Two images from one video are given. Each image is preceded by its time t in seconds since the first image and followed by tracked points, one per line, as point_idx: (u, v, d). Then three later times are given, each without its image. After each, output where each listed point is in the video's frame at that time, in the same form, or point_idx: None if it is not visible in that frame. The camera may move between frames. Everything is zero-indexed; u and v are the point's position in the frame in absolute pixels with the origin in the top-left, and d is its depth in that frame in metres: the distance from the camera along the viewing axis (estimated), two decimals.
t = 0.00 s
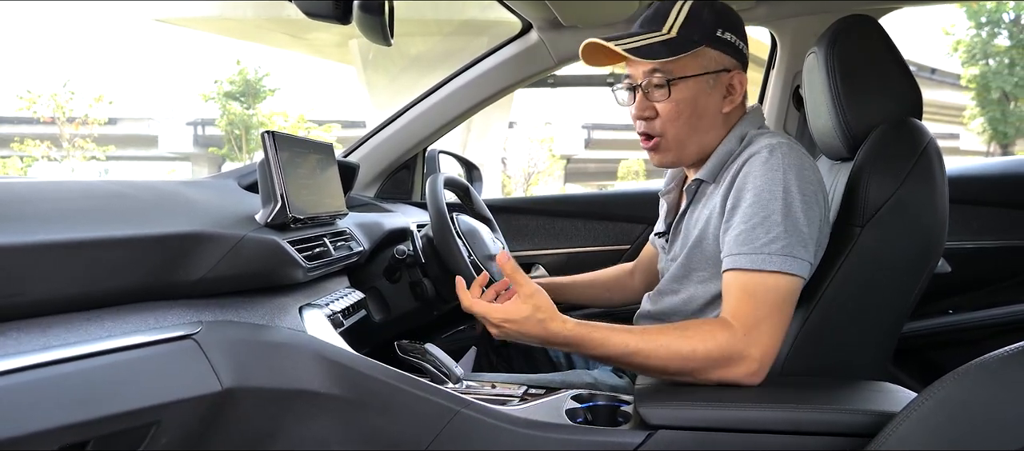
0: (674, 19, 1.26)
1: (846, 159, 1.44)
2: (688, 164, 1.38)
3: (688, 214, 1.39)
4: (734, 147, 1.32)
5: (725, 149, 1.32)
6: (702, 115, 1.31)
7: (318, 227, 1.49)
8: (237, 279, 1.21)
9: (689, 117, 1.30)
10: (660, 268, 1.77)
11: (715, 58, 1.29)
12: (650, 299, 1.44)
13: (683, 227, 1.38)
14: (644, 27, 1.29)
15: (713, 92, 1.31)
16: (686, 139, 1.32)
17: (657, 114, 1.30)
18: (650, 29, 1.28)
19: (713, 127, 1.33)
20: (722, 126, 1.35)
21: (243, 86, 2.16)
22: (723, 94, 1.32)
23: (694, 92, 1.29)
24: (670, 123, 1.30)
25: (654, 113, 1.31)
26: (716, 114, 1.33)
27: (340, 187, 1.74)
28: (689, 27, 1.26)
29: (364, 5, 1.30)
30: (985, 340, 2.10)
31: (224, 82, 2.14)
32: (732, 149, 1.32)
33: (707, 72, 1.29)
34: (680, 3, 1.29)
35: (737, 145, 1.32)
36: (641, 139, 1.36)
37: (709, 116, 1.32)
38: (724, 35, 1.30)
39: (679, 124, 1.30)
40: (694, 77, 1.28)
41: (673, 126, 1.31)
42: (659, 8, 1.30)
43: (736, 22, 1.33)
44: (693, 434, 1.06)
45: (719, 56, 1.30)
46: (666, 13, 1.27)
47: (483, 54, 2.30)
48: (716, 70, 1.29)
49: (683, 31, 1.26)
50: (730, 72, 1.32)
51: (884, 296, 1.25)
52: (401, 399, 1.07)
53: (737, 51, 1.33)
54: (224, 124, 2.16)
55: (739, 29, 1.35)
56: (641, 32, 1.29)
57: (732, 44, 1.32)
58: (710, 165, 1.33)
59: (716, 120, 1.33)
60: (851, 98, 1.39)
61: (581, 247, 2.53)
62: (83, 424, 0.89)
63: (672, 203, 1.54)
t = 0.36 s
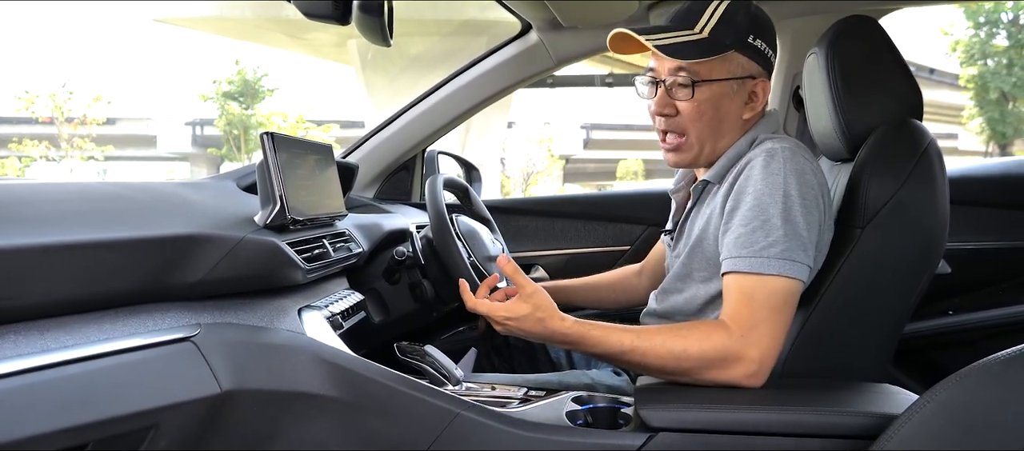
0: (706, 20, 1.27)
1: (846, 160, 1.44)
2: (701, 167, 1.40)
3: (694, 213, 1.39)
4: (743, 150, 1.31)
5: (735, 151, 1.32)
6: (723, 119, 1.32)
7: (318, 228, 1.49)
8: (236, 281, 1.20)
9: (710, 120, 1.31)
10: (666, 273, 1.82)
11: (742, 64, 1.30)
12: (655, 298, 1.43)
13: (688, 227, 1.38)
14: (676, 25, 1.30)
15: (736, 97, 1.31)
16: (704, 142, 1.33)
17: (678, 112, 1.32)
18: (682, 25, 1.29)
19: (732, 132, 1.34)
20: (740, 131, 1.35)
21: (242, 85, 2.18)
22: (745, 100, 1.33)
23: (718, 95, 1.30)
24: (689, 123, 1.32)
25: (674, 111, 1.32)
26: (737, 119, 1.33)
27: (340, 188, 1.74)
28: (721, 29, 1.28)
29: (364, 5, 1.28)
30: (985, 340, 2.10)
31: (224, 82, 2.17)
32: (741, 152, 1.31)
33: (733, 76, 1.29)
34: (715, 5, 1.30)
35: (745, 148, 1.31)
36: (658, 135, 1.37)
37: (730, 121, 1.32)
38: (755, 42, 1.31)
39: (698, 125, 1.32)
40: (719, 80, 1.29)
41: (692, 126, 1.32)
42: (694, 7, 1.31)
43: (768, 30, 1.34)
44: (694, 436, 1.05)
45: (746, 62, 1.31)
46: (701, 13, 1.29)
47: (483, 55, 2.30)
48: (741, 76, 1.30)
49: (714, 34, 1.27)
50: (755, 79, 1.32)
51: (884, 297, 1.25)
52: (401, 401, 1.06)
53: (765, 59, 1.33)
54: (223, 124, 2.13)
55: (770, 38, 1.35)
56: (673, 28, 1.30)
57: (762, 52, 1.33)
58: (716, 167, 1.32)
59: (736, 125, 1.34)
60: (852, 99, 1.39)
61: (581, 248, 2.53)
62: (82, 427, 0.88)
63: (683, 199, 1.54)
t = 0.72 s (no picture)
0: (705, 20, 1.27)
1: (846, 162, 1.44)
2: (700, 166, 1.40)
3: (695, 215, 1.39)
4: (742, 152, 1.31)
5: (733, 153, 1.32)
6: (722, 118, 1.32)
7: (320, 230, 1.49)
8: (237, 284, 1.20)
9: (708, 119, 1.31)
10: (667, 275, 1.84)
11: (740, 64, 1.30)
12: (657, 301, 1.44)
13: (689, 229, 1.38)
14: (675, 25, 1.31)
15: (734, 97, 1.31)
16: (702, 141, 1.34)
17: (676, 111, 1.32)
18: (681, 25, 1.30)
19: (731, 132, 1.34)
20: (738, 131, 1.35)
21: (240, 86, 2.18)
22: (744, 100, 1.33)
23: (717, 94, 1.30)
24: (687, 122, 1.32)
25: (673, 110, 1.32)
26: (735, 120, 1.33)
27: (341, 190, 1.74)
28: (720, 29, 1.28)
29: (364, 6, 1.27)
30: (986, 342, 2.10)
31: (222, 83, 2.16)
32: (740, 154, 1.31)
33: (731, 76, 1.30)
34: (714, 5, 1.30)
35: (745, 151, 1.31)
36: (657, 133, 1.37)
37: (728, 121, 1.33)
38: (754, 42, 1.31)
39: (696, 124, 1.32)
40: (718, 80, 1.29)
41: (691, 125, 1.32)
42: (694, 7, 1.32)
43: (767, 31, 1.34)
44: (696, 439, 1.05)
45: (745, 63, 1.31)
46: (700, 13, 1.29)
47: (483, 56, 2.30)
48: (739, 75, 1.30)
49: (713, 34, 1.27)
50: (754, 79, 1.32)
51: (885, 300, 1.25)
52: (402, 404, 1.06)
53: (764, 60, 1.33)
54: (223, 124, 2.12)
55: (769, 38, 1.35)
56: (673, 27, 1.31)
57: (761, 53, 1.32)
58: (716, 168, 1.32)
59: (734, 125, 1.34)
60: (852, 101, 1.39)
61: (582, 249, 2.53)
62: (83, 431, 0.88)
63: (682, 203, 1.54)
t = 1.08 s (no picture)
0: (708, 23, 1.27)
1: (847, 163, 1.44)
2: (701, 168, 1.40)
3: (696, 217, 1.39)
4: (744, 154, 1.31)
5: (735, 155, 1.32)
6: (724, 121, 1.32)
7: (320, 232, 1.49)
8: (239, 286, 1.20)
9: (710, 122, 1.31)
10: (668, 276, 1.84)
11: (743, 66, 1.30)
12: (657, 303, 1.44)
13: (691, 231, 1.38)
14: (677, 27, 1.31)
15: (737, 100, 1.31)
16: (704, 143, 1.33)
17: (679, 113, 1.32)
18: (684, 27, 1.29)
19: (733, 134, 1.34)
20: (740, 134, 1.35)
21: (239, 85, 2.23)
22: (746, 103, 1.33)
23: (720, 97, 1.30)
24: (690, 125, 1.32)
25: (675, 113, 1.32)
26: (737, 122, 1.33)
27: (342, 192, 1.74)
28: (724, 31, 1.27)
29: (365, 7, 1.28)
30: (987, 343, 2.09)
31: (220, 82, 2.21)
32: (742, 156, 1.31)
33: (733, 79, 1.30)
34: (717, 7, 1.30)
35: (746, 153, 1.31)
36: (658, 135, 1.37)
37: (730, 124, 1.32)
38: (756, 45, 1.31)
39: (698, 127, 1.32)
40: (720, 83, 1.29)
41: (693, 128, 1.32)
42: (695, 10, 1.32)
43: (769, 33, 1.34)
44: (698, 441, 1.05)
45: (747, 65, 1.31)
46: (702, 16, 1.29)
47: (483, 57, 2.29)
48: (742, 78, 1.30)
49: (715, 37, 1.27)
50: (756, 82, 1.32)
51: (886, 301, 1.25)
52: (403, 406, 1.06)
53: (766, 62, 1.33)
54: (219, 124, 2.14)
55: (772, 40, 1.35)
56: (676, 29, 1.30)
57: (763, 55, 1.32)
58: (717, 171, 1.32)
59: (737, 128, 1.34)
60: (853, 103, 1.39)
61: (581, 251, 2.53)
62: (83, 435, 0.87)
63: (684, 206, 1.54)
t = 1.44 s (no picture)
0: (705, 27, 1.27)
1: (847, 163, 1.45)
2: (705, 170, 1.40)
3: (697, 218, 1.39)
4: (745, 155, 1.32)
5: (736, 157, 1.32)
6: (725, 124, 1.32)
7: (321, 232, 1.48)
8: (240, 286, 1.20)
9: (711, 126, 1.31)
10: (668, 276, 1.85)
11: (741, 69, 1.30)
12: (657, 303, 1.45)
13: (692, 231, 1.38)
14: (675, 33, 1.31)
15: (737, 103, 1.32)
16: (707, 147, 1.34)
17: (680, 119, 1.32)
18: (680, 33, 1.30)
19: (735, 137, 1.34)
20: (742, 135, 1.35)
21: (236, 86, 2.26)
22: (747, 105, 1.33)
23: (719, 101, 1.30)
24: (692, 130, 1.32)
25: (676, 119, 1.33)
26: (738, 124, 1.33)
27: (342, 194, 1.74)
28: (720, 35, 1.27)
29: (369, 7, 1.26)
30: (985, 342, 2.09)
31: (217, 82, 2.22)
32: (743, 157, 1.32)
33: (732, 82, 1.30)
34: (711, 12, 1.30)
35: (748, 154, 1.32)
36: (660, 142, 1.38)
37: (732, 127, 1.33)
38: (754, 47, 1.31)
39: (700, 131, 1.32)
40: (720, 87, 1.29)
41: (694, 133, 1.32)
42: (692, 14, 1.32)
43: (766, 33, 1.34)
44: (700, 441, 1.05)
45: (746, 67, 1.31)
46: (699, 21, 1.29)
47: (483, 57, 2.29)
48: (741, 81, 1.30)
49: (713, 41, 1.27)
50: (755, 83, 1.33)
51: (886, 302, 1.25)
52: (405, 407, 1.06)
53: (766, 63, 1.33)
54: (216, 124, 2.17)
55: (769, 41, 1.35)
56: (672, 35, 1.30)
57: (761, 56, 1.32)
58: (717, 172, 1.32)
59: (738, 130, 1.34)
60: (853, 103, 1.39)
61: (581, 251, 2.53)
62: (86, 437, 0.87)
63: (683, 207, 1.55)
